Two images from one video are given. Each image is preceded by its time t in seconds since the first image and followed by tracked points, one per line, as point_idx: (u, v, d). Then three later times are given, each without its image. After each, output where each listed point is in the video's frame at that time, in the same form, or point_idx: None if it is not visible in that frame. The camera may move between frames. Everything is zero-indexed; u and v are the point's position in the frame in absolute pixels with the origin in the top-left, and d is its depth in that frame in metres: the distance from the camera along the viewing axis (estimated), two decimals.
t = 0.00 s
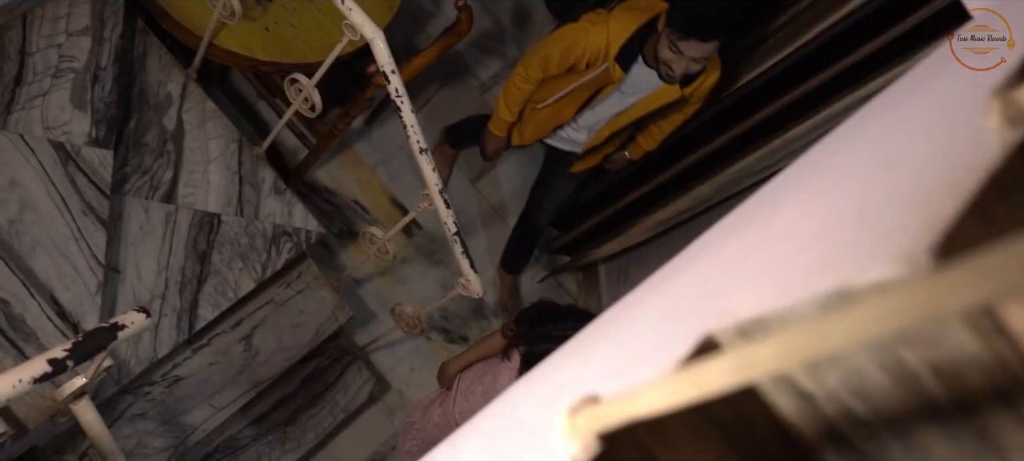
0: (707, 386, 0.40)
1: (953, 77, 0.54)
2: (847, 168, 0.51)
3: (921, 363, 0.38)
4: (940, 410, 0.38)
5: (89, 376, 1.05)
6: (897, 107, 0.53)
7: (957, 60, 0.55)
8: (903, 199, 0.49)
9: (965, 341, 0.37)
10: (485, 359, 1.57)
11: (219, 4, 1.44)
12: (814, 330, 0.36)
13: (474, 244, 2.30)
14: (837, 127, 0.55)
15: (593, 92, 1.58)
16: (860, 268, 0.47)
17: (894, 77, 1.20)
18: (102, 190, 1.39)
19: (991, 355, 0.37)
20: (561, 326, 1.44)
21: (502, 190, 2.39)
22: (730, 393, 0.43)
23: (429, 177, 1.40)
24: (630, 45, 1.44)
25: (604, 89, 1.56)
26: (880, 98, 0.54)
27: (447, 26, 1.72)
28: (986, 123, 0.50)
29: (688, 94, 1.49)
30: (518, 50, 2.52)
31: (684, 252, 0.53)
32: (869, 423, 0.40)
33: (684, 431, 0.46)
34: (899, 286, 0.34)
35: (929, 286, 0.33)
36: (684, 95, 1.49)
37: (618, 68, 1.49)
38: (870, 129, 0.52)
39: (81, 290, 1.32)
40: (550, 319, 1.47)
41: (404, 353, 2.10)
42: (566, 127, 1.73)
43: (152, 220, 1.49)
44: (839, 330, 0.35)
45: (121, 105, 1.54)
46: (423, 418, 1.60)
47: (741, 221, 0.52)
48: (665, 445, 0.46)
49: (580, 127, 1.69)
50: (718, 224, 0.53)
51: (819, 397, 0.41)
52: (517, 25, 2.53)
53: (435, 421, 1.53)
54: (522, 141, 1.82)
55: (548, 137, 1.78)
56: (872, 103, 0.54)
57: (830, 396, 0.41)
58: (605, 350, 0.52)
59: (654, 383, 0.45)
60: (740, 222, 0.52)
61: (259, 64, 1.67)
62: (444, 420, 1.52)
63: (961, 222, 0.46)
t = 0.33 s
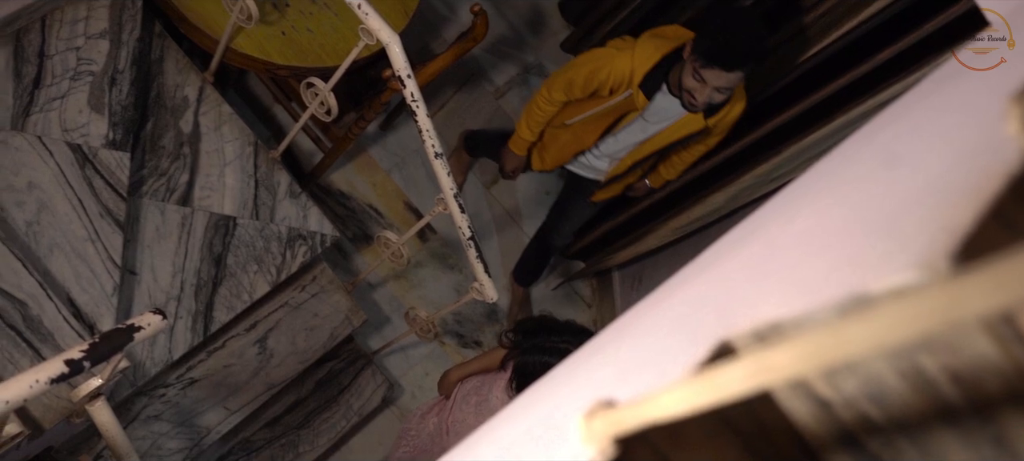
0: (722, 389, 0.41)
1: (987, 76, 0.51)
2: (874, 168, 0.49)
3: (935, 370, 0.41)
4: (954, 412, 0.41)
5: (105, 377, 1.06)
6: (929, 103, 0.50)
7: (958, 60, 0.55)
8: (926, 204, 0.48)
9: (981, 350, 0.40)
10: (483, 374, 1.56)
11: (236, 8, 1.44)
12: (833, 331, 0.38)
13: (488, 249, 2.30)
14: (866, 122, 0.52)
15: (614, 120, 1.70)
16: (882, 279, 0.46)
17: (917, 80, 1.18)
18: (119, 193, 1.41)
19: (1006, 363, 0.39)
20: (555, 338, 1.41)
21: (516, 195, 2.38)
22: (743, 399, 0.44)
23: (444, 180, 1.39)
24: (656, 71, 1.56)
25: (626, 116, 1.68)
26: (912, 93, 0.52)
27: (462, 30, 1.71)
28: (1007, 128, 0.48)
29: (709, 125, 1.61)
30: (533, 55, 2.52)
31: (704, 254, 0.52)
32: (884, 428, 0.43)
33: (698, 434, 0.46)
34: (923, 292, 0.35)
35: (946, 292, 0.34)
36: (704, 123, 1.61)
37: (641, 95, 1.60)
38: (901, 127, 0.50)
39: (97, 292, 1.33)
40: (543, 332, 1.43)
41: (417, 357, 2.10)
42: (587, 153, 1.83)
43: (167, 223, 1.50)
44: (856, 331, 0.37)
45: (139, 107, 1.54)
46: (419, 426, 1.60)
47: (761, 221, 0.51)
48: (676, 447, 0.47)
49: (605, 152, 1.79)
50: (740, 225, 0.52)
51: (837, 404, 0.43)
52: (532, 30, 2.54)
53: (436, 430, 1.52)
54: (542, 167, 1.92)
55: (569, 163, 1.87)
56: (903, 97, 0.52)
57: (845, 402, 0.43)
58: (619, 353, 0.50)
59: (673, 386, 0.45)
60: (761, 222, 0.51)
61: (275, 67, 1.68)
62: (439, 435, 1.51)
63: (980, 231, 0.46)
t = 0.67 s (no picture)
0: (736, 394, 0.39)
1: (1003, 85, 0.51)
2: (894, 172, 0.48)
3: (952, 374, 0.40)
4: (969, 413, 0.40)
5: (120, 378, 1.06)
6: (946, 112, 0.50)
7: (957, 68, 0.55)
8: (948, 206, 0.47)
9: (1001, 354, 0.39)
10: (482, 387, 1.53)
11: (254, 11, 1.45)
12: (849, 334, 0.36)
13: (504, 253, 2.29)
14: (883, 129, 0.52)
15: (640, 144, 1.72)
16: (903, 281, 0.44)
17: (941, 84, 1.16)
18: (137, 195, 1.42)
19: None
20: (553, 347, 1.38)
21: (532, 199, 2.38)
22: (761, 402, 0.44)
23: (459, 185, 1.39)
24: (681, 94, 1.56)
25: (653, 138, 1.68)
26: (928, 100, 0.51)
27: (479, 35, 1.71)
28: None
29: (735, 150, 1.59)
30: (549, 61, 2.52)
31: (719, 259, 0.50)
32: (899, 430, 0.41)
33: (715, 437, 0.45)
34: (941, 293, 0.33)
35: (965, 293, 0.32)
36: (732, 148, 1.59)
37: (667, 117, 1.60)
38: (918, 134, 0.50)
39: (114, 292, 1.34)
40: (542, 342, 1.40)
41: (432, 360, 2.10)
42: (612, 178, 1.83)
43: (184, 226, 1.51)
44: (874, 336, 0.35)
45: (157, 110, 1.55)
46: (414, 430, 1.58)
47: (779, 224, 0.49)
48: (692, 449, 0.45)
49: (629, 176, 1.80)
50: (756, 229, 0.50)
51: (851, 405, 0.42)
52: (548, 35, 2.53)
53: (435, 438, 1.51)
54: (568, 189, 1.94)
55: (593, 187, 1.88)
56: (920, 104, 0.51)
57: (861, 407, 0.42)
58: (633, 359, 0.49)
59: (685, 391, 0.43)
60: (778, 225, 0.49)
61: (292, 71, 1.68)
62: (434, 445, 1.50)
63: (1002, 234, 0.45)
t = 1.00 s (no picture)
0: (754, 396, 0.38)
1: None
2: (908, 179, 0.47)
3: (970, 379, 0.39)
4: (983, 416, 0.39)
5: (135, 377, 1.06)
6: (958, 122, 0.48)
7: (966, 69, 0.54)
8: (965, 210, 0.45)
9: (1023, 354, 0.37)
10: (482, 401, 1.49)
11: (272, 14, 1.45)
12: (865, 337, 0.35)
13: (518, 257, 2.28)
14: (897, 137, 0.50)
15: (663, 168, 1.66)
16: (920, 282, 0.43)
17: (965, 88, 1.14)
18: (153, 196, 1.43)
19: None
20: (555, 358, 1.34)
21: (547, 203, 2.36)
22: (776, 404, 0.43)
23: (474, 188, 1.39)
24: (704, 116, 1.53)
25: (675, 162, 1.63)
26: (940, 110, 0.50)
27: (495, 38, 1.70)
28: None
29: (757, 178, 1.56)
30: (565, 65, 2.51)
31: (728, 268, 0.49)
32: (914, 434, 0.41)
33: (728, 439, 0.44)
34: (958, 297, 0.33)
35: (987, 298, 0.32)
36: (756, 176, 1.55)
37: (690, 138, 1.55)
38: (930, 143, 0.48)
39: (130, 292, 1.35)
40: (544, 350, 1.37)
41: (445, 363, 2.09)
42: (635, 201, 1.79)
43: (200, 226, 1.52)
44: (892, 338, 0.34)
45: (174, 111, 1.56)
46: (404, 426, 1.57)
47: (791, 231, 0.48)
48: (711, 452, 0.44)
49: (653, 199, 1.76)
50: (767, 238, 0.49)
51: (865, 407, 0.42)
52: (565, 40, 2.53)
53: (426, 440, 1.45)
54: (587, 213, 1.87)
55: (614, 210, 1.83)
56: (932, 112, 0.50)
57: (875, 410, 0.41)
58: (646, 363, 0.49)
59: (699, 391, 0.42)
60: (787, 234, 0.48)
61: (309, 73, 1.69)
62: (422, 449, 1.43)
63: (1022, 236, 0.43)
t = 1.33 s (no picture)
0: (768, 394, 0.37)
1: None
2: (920, 179, 0.46)
3: (983, 376, 0.38)
4: (996, 414, 0.38)
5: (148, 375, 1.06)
6: (972, 122, 0.48)
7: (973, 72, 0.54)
8: (979, 209, 0.45)
9: None
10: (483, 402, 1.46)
11: (286, 14, 1.46)
12: (879, 334, 0.34)
13: (530, 258, 2.27)
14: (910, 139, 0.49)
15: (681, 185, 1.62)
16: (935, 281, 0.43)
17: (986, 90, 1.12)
18: (167, 194, 1.44)
19: None
20: (550, 358, 1.33)
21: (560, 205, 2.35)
22: (788, 402, 0.41)
23: (487, 188, 1.38)
24: (723, 134, 1.51)
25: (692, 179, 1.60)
26: (950, 114, 0.49)
27: (509, 38, 1.69)
28: None
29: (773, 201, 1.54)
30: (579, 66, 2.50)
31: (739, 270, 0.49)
32: (928, 433, 0.39)
33: (738, 437, 0.41)
34: (972, 295, 0.32)
35: (999, 293, 0.31)
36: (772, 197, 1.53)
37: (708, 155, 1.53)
38: (942, 143, 0.48)
39: (143, 290, 1.36)
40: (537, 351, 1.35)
41: (456, 363, 2.09)
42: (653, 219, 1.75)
43: (214, 225, 1.53)
44: (908, 338, 0.33)
45: (189, 111, 1.57)
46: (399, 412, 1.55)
47: (803, 231, 0.48)
48: (721, 451, 0.41)
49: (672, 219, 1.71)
50: (777, 240, 0.49)
51: (877, 407, 0.40)
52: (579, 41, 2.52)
53: (423, 437, 1.43)
54: (603, 231, 1.82)
55: (630, 229, 1.79)
56: (943, 114, 0.49)
57: (887, 409, 0.40)
58: (655, 362, 0.48)
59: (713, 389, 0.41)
60: (798, 235, 0.48)
61: (323, 73, 1.69)
62: (417, 447, 1.42)
63: None
